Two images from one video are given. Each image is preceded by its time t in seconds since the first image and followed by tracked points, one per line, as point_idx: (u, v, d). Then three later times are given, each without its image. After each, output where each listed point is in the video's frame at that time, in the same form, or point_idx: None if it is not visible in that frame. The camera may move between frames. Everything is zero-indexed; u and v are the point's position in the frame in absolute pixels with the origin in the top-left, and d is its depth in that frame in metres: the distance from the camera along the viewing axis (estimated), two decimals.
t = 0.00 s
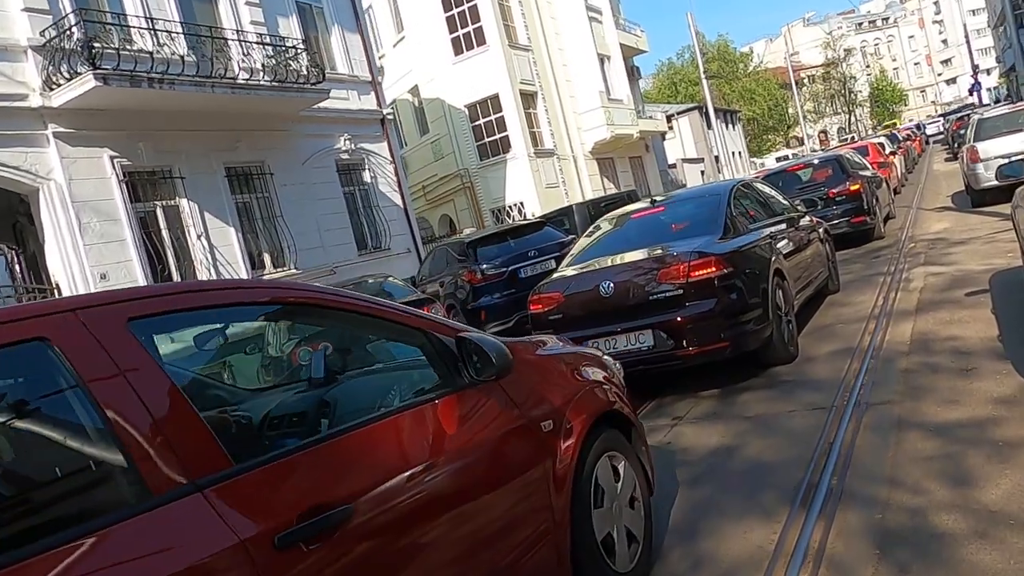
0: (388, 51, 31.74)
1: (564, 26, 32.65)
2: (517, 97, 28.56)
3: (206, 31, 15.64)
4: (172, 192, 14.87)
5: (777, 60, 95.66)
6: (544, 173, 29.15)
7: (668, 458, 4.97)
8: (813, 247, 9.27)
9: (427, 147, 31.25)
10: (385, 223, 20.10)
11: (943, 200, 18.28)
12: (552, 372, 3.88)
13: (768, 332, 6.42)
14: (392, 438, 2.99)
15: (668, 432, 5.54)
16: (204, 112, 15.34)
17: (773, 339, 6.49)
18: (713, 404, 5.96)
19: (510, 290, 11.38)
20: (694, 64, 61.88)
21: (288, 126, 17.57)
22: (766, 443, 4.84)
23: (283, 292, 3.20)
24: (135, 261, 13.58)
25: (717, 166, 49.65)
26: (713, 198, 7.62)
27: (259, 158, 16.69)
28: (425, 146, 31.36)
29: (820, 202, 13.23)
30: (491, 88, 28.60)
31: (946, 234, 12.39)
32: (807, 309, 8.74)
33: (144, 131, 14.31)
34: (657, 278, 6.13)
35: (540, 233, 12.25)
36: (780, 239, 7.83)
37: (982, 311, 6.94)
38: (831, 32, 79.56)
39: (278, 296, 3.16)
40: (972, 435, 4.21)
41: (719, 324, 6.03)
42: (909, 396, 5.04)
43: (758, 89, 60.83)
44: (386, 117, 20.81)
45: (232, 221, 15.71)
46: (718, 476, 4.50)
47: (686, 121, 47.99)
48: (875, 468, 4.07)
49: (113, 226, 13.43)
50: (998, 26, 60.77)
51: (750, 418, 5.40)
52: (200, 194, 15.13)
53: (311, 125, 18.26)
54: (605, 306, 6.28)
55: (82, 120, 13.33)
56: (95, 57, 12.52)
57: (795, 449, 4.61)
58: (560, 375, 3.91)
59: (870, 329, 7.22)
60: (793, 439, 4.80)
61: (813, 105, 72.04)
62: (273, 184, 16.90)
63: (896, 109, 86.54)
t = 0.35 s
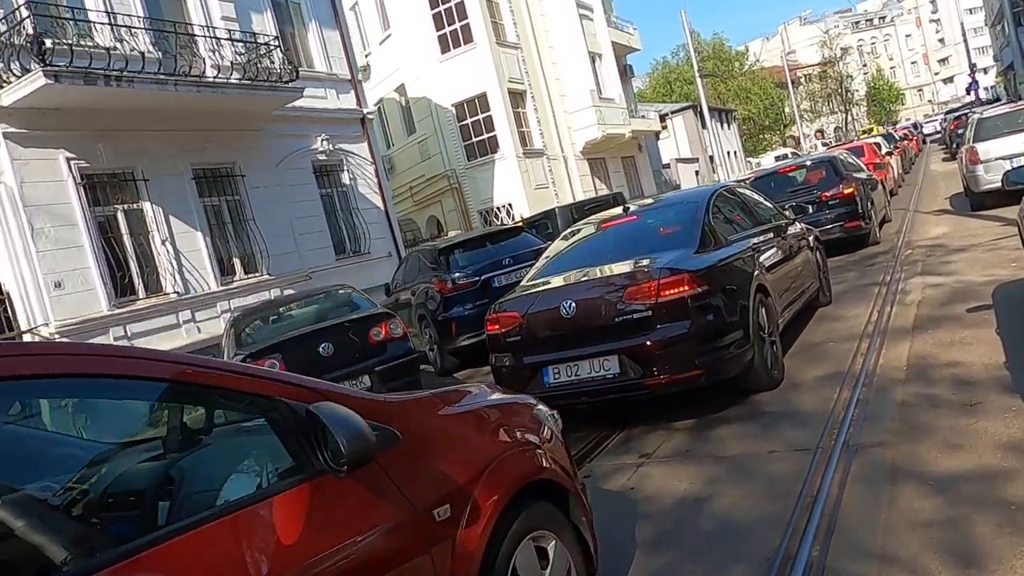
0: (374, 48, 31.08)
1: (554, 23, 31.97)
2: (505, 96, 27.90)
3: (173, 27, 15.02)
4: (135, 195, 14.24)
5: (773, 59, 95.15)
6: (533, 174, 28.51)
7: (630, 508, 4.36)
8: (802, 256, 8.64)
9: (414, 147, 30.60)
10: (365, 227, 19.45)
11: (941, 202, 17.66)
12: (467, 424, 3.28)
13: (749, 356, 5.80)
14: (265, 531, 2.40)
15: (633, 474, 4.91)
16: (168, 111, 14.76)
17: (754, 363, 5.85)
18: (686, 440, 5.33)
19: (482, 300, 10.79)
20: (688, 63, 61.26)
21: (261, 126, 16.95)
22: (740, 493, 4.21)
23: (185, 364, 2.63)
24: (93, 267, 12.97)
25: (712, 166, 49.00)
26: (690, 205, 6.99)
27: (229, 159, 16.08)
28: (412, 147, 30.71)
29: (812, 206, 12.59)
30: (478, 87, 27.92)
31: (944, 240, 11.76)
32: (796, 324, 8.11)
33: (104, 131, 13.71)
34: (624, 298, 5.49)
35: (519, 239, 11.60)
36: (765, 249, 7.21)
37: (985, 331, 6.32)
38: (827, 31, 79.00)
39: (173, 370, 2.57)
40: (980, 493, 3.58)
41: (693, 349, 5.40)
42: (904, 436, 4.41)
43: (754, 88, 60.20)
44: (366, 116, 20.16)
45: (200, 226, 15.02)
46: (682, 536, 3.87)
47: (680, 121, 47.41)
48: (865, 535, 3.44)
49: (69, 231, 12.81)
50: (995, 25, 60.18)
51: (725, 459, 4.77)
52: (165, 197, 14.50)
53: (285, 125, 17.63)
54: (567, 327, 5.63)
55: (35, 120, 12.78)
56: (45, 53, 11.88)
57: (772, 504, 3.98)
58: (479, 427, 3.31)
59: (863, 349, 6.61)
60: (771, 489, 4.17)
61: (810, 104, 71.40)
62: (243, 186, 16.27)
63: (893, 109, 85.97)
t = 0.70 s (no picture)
0: (362, 44, 30.41)
1: (546, 18, 31.28)
2: (495, 92, 27.19)
3: (138, 19, 14.33)
4: (97, 195, 13.61)
5: (772, 57, 94.47)
6: (524, 172, 27.84)
7: (575, 567, 3.72)
8: (791, 262, 7.98)
9: (403, 145, 29.92)
10: (345, 227, 18.81)
11: (940, 201, 17.01)
12: (363, 492, 2.68)
13: (724, 379, 5.16)
14: None
15: (585, 519, 4.27)
16: (131, 108, 14.10)
17: (729, 387, 5.21)
18: (650, 478, 4.69)
19: (451, 307, 10.15)
20: (686, 60, 60.55)
21: (233, 123, 16.30)
22: (703, 552, 3.57)
23: (57, 482, 2.14)
24: (48, 271, 12.37)
25: (709, 163, 48.27)
26: (662, 207, 6.35)
27: (199, 157, 15.45)
28: (400, 145, 30.05)
29: (804, 207, 11.94)
30: (467, 83, 27.22)
31: (944, 243, 11.12)
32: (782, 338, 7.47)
33: (62, 127, 13.06)
34: (581, 314, 4.84)
35: (493, 243, 10.95)
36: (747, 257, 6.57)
37: (990, 348, 5.67)
38: (827, 28, 78.28)
39: (41, 491, 2.09)
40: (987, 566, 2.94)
41: (658, 375, 4.76)
42: (899, 482, 3.76)
43: (752, 85, 59.42)
44: (347, 113, 19.49)
45: (166, 227, 14.40)
46: None
47: (677, 118, 46.73)
48: None
49: (22, 233, 12.19)
50: (996, 21, 59.46)
51: (689, 504, 4.13)
52: (128, 197, 13.88)
53: (259, 121, 16.98)
54: (516, 348, 4.98)
55: None
56: None
57: (739, 569, 3.33)
58: (376, 493, 2.72)
59: (854, 368, 5.97)
60: (739, 548, 3.53)
61: (810, 102, 70.68)
62: (213, 185, 15.67)
63: (893, 106, 85.27)
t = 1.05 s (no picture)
0: (347, 39, 29.69)
1: (536, 12, 30.57)
2: (482, 88, 26.46)
3: (97, 10, 13.62)
4: (52, 196, 12.93)
5: (769, 53, 93.78)
6: (512, 170, 27.15)
7: None
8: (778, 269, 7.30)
9: (389, 142, 29.19)
10: (322, 228, 18.14)
11: (939, 200, 16.36)
12: None
13: (693, 411, 4.49)
14: None
15: None
16: (90, 104, 13.43)
17: (699, 419, 4.54)
18: (605, 528, 4.04)
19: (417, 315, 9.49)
20: (680, 55, 59.75)
21: (202, 119, 15.60)
22: None
23: None
24: None
25: (705, 161, 47.55)
26: (632, 211, 5.65)
27: (164, 156, 14.78)
28: (387, 142, 29.33)
29: (795, 206, 11.26)
30: (454, 79, 26.48)
31: (943, 245, 10.48)
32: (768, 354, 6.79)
33: (14, 125, 12.38)
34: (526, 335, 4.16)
35: (463, 246, 10.28)
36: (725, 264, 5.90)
37: (998, 370, 5.03)
38: (824, 24, 77.52)
39: None
40: None
41: (614, 409, 4.10)
42: (892, 550, 3.12)
43: (748, 81, 58.63)
44: (324, 109, 18.80)
45: (127, 230, 13.75)
46: None
47: (672, 115, 46.02)
48: None
49: None
50: (994, 16, 58.82)
51: (646, 569, 3.48)
52: (86, 198, 13.22)
53: (230, 118, 16.29)
54: (452, 378, 4.32)
55: None
56: None
57: None
58: None
59: (845, 392, 5.30)
60: None
61: (807, 98, 69.94)
62: (179, 185, 14.99)
63: (891, 102, 84.56)
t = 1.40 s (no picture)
0: (331, 33, 29.01)
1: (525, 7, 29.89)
2: (468, 84, 25.74)
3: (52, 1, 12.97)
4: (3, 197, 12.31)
5: (765, 50, 93.05)
6: (500, 168, 26.45)
7: None
8: (761, 281, 6.65)
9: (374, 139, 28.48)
10: (297, 229, 17.48)
11: (938, 200, 15.73)
12: None
13: (652, 459, 3.86)
14: None
15: None
16: (43, 100, 12.82)
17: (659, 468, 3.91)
18: None
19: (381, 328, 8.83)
20: (675, 51, 59.03)
21: (168, 116, 14.97)
22: None
23: None
24: None
25: (699, 158, 46.89)
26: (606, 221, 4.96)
27: (125, 155, 14.15)
28: (372, 139, 28.64)
29: (785, 209, 10.61)
30: (439, 74, 25.80)
31: (942, 250, 9.85)
32: (749, 378, 6.16)
33: None
34: (457, 366, 3.54)
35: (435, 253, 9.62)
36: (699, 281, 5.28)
37: (1007, 405, 4.41)
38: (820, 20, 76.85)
39: None
40: None
41: (558, 461, 3.48)
42: None
43: (744, 78, 57.87)
44: (300, 106, 18.12)
45: (86, 233, 13.09)
46: None
47: (665, 112, 45.33)
48: None
49: None
50: (992, 12, 58.17)
51: None
52: (40, 200, 12.61)
53: (198, 115, 15.66)
54: (369, 423, 3.70)
55: None
56: None
57: None
58: None
59: (832, 428, 4.68)
60: None
61: (803, 95, 69.25)
62: (142, 185, 14.37)
63: (888, 99, 83.88)
